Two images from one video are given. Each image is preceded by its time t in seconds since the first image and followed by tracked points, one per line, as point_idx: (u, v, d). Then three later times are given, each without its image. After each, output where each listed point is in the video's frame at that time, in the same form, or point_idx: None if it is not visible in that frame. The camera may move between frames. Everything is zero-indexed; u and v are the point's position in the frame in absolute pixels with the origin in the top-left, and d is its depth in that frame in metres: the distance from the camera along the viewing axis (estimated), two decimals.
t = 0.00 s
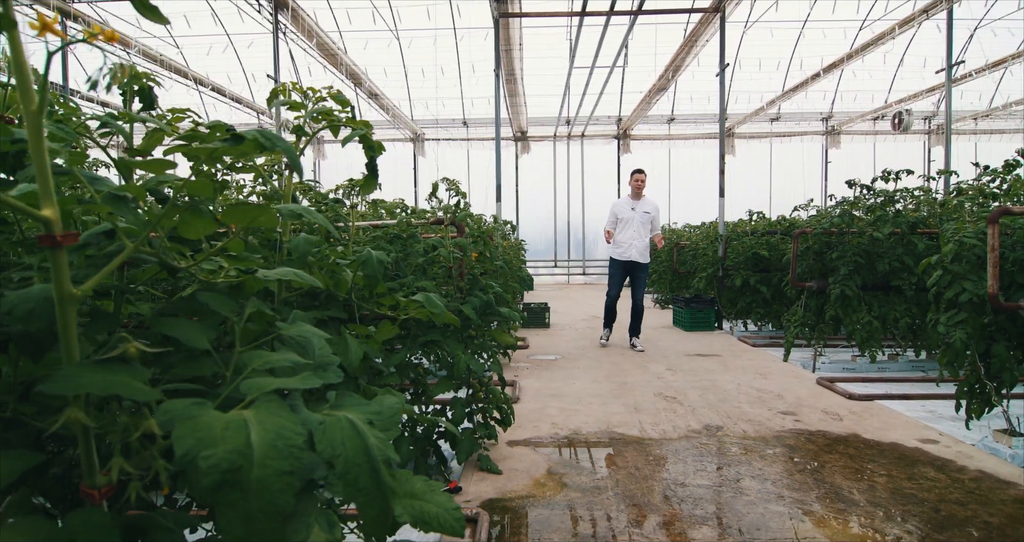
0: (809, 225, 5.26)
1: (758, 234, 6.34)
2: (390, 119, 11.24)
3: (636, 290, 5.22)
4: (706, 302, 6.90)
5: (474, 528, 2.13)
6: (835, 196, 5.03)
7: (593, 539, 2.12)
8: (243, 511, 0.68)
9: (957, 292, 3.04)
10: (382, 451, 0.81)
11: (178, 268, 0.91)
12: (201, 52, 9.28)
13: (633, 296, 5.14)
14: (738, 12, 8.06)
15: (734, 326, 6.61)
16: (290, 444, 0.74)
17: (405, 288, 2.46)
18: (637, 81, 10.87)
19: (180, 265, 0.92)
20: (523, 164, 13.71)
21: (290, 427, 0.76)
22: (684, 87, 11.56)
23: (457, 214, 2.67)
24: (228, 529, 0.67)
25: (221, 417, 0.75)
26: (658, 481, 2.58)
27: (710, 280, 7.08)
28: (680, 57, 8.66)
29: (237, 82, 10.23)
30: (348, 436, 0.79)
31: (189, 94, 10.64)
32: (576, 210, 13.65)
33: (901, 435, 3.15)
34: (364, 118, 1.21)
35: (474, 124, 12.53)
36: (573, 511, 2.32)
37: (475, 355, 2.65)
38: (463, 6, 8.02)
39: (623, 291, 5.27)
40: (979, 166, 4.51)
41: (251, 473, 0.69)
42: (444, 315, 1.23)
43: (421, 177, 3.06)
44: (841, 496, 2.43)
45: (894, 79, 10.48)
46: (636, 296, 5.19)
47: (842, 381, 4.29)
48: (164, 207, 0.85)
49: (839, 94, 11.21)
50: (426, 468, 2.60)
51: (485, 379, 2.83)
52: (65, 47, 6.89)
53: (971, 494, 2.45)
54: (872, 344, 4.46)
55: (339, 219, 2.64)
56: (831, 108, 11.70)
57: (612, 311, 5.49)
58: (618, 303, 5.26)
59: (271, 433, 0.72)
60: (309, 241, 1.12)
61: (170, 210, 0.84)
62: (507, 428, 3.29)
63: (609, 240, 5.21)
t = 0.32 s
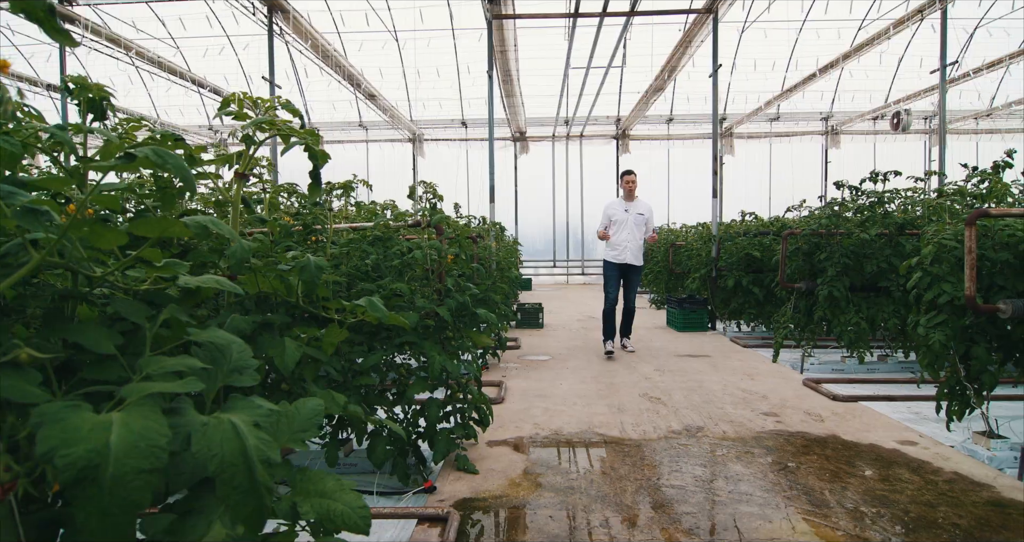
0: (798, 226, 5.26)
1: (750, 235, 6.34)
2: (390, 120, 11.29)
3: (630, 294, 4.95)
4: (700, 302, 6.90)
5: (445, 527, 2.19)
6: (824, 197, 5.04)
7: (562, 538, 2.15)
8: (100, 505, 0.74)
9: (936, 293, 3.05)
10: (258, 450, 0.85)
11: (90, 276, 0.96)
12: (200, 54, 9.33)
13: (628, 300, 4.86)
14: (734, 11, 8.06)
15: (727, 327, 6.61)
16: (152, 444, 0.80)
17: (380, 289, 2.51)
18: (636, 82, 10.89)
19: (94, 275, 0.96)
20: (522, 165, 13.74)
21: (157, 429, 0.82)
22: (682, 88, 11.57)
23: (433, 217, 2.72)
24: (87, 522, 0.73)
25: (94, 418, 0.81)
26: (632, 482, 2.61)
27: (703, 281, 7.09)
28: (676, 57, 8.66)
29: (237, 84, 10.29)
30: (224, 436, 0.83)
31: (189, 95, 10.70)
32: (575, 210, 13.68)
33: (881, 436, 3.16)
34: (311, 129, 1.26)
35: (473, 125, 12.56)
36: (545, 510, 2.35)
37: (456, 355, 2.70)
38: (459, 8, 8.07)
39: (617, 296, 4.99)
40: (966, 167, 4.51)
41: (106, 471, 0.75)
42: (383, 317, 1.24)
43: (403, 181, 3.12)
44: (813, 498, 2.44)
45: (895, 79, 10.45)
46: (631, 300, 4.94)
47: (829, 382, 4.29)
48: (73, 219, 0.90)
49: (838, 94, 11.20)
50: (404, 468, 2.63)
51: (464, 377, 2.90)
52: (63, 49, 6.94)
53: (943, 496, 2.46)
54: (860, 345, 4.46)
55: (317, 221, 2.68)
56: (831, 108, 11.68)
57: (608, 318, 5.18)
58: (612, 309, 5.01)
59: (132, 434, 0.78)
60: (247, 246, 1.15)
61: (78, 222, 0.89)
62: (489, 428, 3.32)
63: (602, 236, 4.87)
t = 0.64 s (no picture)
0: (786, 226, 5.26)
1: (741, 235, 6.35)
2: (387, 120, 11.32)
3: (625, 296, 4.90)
4: (691, 303, 6.91)
5: (413, 524, 2.23)
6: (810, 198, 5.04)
7: (528, 536, 2.17)
8: None
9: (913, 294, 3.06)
10: (147, 442, 0.90)
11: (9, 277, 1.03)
12: (194, 55, 9.38)
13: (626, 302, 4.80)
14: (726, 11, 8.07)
15: (717, 327, 6.63)
16: (33, 435, 0.86)
17: (355, 289, 2.54)
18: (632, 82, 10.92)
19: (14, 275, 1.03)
20: (519, 165, 13.77)
21: (42, 418, 0.88)
22: (678, 88, 11.59)
23: (409, 217, 2.74)
24: None
25: None
26: (605, 480, 2.64)
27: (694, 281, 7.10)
28: (670, 57, 8.65)
29: (231, 84, 10.36)
30: (115, 430, 0.89)
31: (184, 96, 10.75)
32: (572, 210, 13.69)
33: (858, 436, 3.18)
34: (258, 132, 1.26)
35: (470, 125, 12.58)
36: (515, 509, 2.37)
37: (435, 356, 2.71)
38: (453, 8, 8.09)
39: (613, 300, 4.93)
40: (952, 166, 4.52)
41: None
42: (327, 316, 1.25)
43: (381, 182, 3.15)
44: (783, 496, 2.46)
45: (893, 79, 10.48)
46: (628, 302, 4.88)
47: (812, 381, 4.31)
48: None
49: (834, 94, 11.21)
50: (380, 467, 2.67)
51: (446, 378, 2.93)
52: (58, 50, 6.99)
53: (911, 495, 2.48)
54: (845, 344, 4.47)
55: (295, 223, 2.71)
56: (829, 108, 11.67)
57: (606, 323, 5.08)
58: (610, 314, 4.88)
59: (14, 424, 0.85)
60: (186, 246, 1.17)
61: None
62: (469, 428, 3.34)
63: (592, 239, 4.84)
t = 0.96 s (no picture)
0: (771, 227, 5.25)
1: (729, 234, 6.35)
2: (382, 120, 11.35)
3: (609, 294, 4.92)
4: (681, 303, 6.91)
5: (377, 523, 2.24)
6: (795, 197, 5.03)
7: (489, 535, 2.18)
8: None
9: (886, 294, 3.06)
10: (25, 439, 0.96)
11: None
12: (187, 56, 9.43)
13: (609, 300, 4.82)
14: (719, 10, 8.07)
15: (706, 327, 6.64)
16: None
17: (323, 290, 2.56)
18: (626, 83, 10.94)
19: None
20: (515, 165, 13.79)
21: None
22: (674, 87, 11.60)
23: (380, 217, 2.74)
24: None
25: None
26: (574, 480, 2.65)
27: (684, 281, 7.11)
28: (662, 57, 8.64)
29: (225, 84, 10.40)
30: None
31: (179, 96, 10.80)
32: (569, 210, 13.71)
33: (832, 436, 3.18)
34: (194, 135, 1.27)
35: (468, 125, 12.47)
36: (481, 509, 2.38)
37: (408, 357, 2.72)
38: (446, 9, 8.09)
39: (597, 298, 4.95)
40: (935, 166, 4.50)
41: None
42: (258, 316, 1.26)
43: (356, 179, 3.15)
44: (748, 496, 2.46)
45: (889, 79, 10.50)
46: (611, 300, 4.90)
47: (794, 381, 4.31)
48: None
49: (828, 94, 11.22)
50: (352, 467, 2.69)
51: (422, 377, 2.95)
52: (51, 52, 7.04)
53: (877, 495, 2.48)
54: (828, 345, 4.47)
55: (266, 222, 2.71)
56: (824, 109, 11.67)
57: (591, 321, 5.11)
58: (594, 313, 4.90)
59: None
60: (111, 250, 1.21)
61: None
62: (446, 427, 3.35)
63: (573, 239, 4.86)
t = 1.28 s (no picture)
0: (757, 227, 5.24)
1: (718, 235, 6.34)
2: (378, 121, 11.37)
3: (593, 295, 4.93)
4: (671, 303, 6.92)
5: (342, 524, 2.26)
6: (780, 198, 5.03)
7: (452, 536, 2.19)
8: None
9: (860, 295, 3.07)
10: None
11: None
12: (182, 56, 9.44)
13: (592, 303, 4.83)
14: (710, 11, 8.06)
15: (695, 327, 6.65)
16: None
17: (294, 293, 2.58)
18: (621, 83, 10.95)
19: None
20: (512, 165, 13.82)
21: None
22: (669, 88, 11.61)
23: (351, 220, 2.75)
24: None
25: None
26: (543, 481, 2.66)
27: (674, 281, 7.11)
28: (655, 58, 8.63)
29: (219, 85, 10.42)
30: None
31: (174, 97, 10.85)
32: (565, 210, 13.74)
33: (808, 437, 3.19)
34: (137, 143, 1.32)
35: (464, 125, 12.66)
36: (448, 510, 2.39)
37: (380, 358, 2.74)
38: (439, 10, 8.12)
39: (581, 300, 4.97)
40: (919, 167, 4.48)
41: None
42: (195, 320, 1.27)
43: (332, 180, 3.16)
44: (715, 498, 2.47)
45: (885, 80, 10.48)
46: (595, 302, 4.90)
47: (776, 382, 4.31)
48: None
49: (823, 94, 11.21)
50: (325, 467, 2.71)
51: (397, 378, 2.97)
52: (44, 53, 7.08)
53: (845, 496, 2.49)
54: (812, 345, 4.47)
55: (240, 224, 2.73)
56: (820, 109, 11.66)
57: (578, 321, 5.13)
58: (579, 315, 4.92)
59: None
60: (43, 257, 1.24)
61: None
62: (424, 428, 3.36)
63: (555, 240, 4.89)
